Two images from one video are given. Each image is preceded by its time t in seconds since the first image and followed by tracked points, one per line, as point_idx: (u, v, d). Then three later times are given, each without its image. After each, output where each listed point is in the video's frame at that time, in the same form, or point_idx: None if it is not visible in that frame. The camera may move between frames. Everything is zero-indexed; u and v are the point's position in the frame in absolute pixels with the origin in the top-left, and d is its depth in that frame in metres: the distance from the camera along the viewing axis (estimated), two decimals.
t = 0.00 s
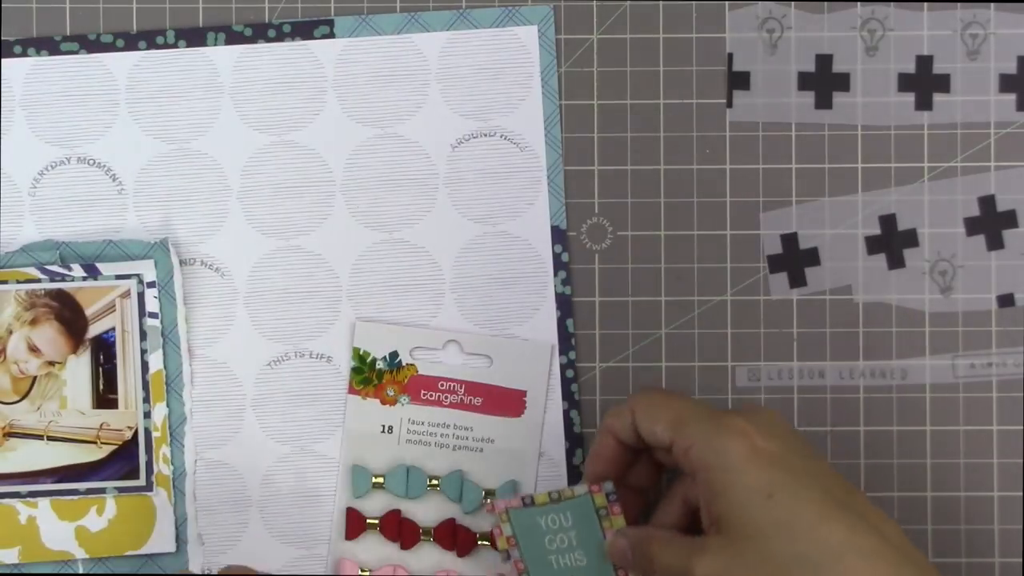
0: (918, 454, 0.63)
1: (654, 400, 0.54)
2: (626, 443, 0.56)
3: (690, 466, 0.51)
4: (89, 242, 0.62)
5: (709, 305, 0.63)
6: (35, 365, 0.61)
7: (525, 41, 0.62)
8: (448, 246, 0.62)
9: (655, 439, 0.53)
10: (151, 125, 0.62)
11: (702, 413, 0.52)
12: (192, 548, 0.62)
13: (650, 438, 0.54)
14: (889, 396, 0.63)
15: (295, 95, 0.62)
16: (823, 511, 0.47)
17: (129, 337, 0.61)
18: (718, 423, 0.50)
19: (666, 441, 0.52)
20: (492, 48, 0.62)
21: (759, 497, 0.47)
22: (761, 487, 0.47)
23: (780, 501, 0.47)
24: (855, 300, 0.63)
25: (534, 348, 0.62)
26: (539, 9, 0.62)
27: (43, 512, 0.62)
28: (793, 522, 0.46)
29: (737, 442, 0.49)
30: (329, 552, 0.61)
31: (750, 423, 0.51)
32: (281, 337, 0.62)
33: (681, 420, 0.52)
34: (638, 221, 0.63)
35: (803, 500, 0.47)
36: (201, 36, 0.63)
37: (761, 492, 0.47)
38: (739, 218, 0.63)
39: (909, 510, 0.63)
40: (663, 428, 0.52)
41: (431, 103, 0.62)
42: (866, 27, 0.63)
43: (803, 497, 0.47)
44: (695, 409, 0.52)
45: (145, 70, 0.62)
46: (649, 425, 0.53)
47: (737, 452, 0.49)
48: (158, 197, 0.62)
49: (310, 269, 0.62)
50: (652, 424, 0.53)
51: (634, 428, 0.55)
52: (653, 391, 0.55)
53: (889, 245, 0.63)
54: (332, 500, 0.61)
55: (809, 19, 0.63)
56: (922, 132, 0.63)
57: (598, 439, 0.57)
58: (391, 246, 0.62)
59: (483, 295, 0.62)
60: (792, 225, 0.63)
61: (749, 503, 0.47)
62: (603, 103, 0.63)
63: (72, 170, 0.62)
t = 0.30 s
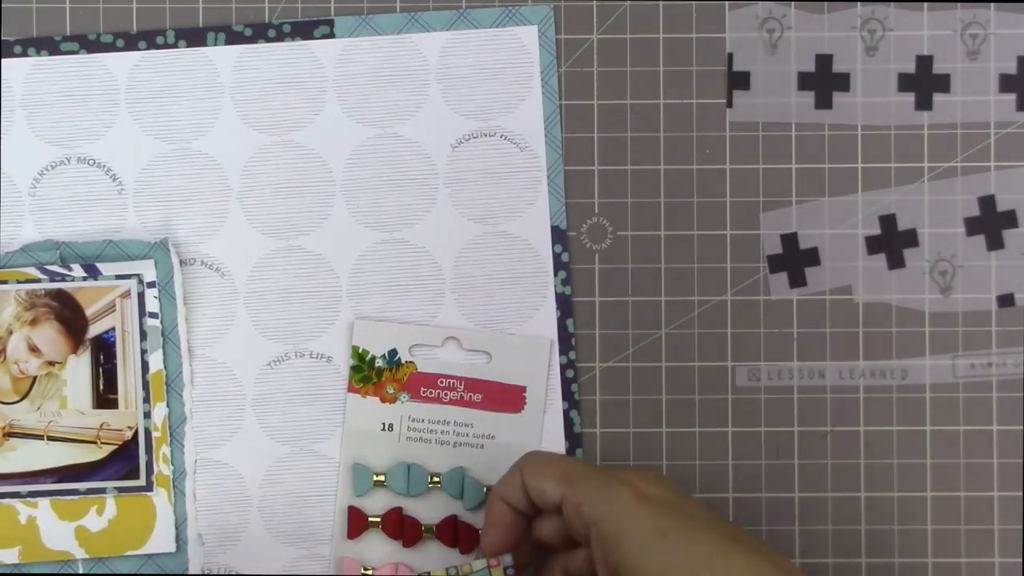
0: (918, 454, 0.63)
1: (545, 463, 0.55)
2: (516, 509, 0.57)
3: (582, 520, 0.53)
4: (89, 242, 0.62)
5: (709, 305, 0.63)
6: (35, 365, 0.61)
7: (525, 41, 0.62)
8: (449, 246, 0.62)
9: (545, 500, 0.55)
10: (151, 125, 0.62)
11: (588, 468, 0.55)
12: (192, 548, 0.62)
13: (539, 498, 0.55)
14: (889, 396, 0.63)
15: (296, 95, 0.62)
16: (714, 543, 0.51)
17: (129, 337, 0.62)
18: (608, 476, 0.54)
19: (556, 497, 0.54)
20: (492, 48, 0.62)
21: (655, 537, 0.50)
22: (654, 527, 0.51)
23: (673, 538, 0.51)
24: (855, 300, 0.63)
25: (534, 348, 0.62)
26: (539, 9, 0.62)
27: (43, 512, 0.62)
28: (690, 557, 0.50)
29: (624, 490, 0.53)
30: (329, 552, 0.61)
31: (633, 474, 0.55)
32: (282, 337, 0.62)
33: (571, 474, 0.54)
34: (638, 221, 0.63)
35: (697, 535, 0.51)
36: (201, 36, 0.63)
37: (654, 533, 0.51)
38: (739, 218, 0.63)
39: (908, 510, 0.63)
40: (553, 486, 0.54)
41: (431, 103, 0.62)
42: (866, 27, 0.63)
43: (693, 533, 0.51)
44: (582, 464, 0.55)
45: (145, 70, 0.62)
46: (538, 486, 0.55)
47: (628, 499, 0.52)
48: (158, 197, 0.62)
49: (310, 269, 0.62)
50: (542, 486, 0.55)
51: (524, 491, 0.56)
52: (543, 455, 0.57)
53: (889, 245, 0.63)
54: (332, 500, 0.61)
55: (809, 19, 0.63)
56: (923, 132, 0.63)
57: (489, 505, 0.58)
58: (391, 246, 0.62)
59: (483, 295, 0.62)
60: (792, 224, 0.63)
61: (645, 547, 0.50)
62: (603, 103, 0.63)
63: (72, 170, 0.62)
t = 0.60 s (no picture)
0: (918, 454, 0.63)
1: (571, 454, 0.54)
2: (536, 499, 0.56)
3: (605, 519, 0.53)
4: (89, 242, 0.62)
5: (709, 306, 0.63)
6: (35, 365, 0.61)
7: (525, 41, 0.62)
8: (449, 246, 0.62)
9: (567, 496, 0.54)
10: (151, 125, 0.62)
11: (617, 467, 0.53)
12: (192, 548, 0.62)
13: (561, 493, 0.54)
14: (889, 396, 0.63)
15: (296, 95, 0.62)
16: (737, 555, 0.50)
17: (129, 337, 0.62)
18: (634, 478, 0.52)
19: (580, 496, 0.53)
20: (492, 48, 0.62)
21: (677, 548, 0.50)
22: (677, 541, 0.50)
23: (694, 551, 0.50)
24: (855, 300, 0.63)
25: (534, 348, 0.62)
26: (539, 9, 0.62)
27: (43, 512, 0.62)
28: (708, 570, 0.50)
29: (652, 496, 0.52)
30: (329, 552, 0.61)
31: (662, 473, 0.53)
32: (282, 337, 0.62)
33: (596, 475, 0.53)
34: (639, 221, 0.63)
35: (722, 543, 0.51)
36: (201, 36, 0.63)
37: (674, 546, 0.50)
38: (739, 218, 0.63)
39: (908, 510, 0.63)
40: (576, 484, 0.53)
41: (431, 103, 0.62)
42: (866, 27, 0.63)
43: (717, 545, 0.50)
44: (608, 464, 0.54)
45: (145, 70, 0.62)
46: (560, 483, 0.54)
47: (652, 508, 0.51)
48: (158, 197, 0.62)
49: (310, 269, 0.62)
50: (562, 479, 0.54)
51: (546, 485, 0.55)
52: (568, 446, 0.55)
53: (889, 245, 0.63)
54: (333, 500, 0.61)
55: (809, 19, 0.63)
56: (922, 132, 0.63)
57: (506, 493, 0.56)
58: (391, 246, 0.62)
59: (483, 296, 0.62)
60: (792, 225, 0.63)
61: (663, 556, 0.50)
62: (603, 103, 0.63)
63: (72, 170, 0.62)
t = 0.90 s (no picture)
0: (918, 454, 0.63)
1: (598, 432, 0.54)
2: (559, 479, 0.56)
3: (629, 500, 0.52)
4: (89, 242, 0.62)
5: (709, 306, 0.63)
6: (35, 365, 0.61)
7: (525, 41, 0.62)
8: (448, 246, 0.62)
9: (590, 474, 0.54)
10: (151, 125, 0.62)
11: (643, 447, 0.53)
12: (192, 548, 0.62)
13: (585, 472, 0.54)
14: (889, 396, 0.63)
15: (296, 95, 0.62)
16: (760, 542, 0.49)
17: (129, 337, 0.62)
18: (659, 457, 0.52)
19: (605, 475, 0.53)
20: (492, 48, 0.62)
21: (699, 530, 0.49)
22: (701, 525, 0.49)
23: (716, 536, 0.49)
24: (855, 300, 0.63)
25: (534, 349, 0.62)
26: (539, 9, 0.62)
27: (43, 512, 0.62)
28: (729, 555, 0.49)
29: (679, 477, 0.51)
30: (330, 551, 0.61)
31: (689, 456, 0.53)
32: (282, 337, 0.62)
33: (622, 453, 0.53)
34: (639, 222, 0.63)
35: (744, 531, 0.49)
36: (201, 36, 0.63)
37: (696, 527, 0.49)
38: (739, 218, 0.63)
39: (908, 510, 0.63)
40: (602, 462, 0.53)
41: (431, 103, 0.62)
42: (866, 27, 0.63)
43: (741, 531, 0.49)
44: (636, 444, 0.53)
45: (144, 70, 0.62)
46: (585, 460, 0.54)
47: (677, 488, 0.50)
48: (158, 197, 0.62)
49: (310, 269, 0.62)
50: (588, 457, 0.54)
51: (570, 464, 0.55)
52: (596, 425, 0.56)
53: (889, 245, 0.63)
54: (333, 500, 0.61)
55: (809, 19, 0.63)
56: (922, 132, 0.63)
57: (529, 474, 0.57)
58: (391, 246, 0.62)
59: (483, 296, 0.62)
60: (792, 225, 0.63)
61: (685, 540, 0.49)
62: (603, 103, 0.63)
63: (72, 170, 0.62)
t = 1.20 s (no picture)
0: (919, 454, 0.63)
1: (681, 259, 0.49)
2: (629, 301, 0.52)
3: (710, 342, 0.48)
4: (89, 242, 0.62)
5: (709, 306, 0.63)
6: (35, 365, 0.61)
7: (525, 41, 0.62)
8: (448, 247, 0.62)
9: (669, 299, 0.50)
10: (151, 125, 0.62)
11: (730, 274, 0.48)
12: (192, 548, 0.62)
13: (665, 298, 0.50)
14: (889, 396, 0.63)
15: (296, 94, 0.62)
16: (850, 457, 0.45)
17: (129, 337, 0.62)
18: (747, 288, 0.47)
19: (687, 302, 0.48)
20: (492, 48, 0.62)
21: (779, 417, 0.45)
22: (786, 374, 0.45)
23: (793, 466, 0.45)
24: (855, 300, 0.63)
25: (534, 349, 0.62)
26: (538, 9, 0.62)
27: (43, 512, 0.62)
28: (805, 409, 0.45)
29: (767, 314, 0.46)
30: (329, 551, 0.61)
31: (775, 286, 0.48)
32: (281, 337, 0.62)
33: (707, 278, 0.48)
34: (639, 221, 0.63)
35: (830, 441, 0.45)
36: (201, 36, 0.63)
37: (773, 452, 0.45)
38: (739, 218, 0.63)
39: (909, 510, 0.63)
40: (684, 289, 0.48)
41: (431, 103, 0.62)
42: (866, 27, 0.63)
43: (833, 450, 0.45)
44: (723, 272, 0.48)
45: (144, 70, 0.62)
46: (668, 284, 0.49)
47: (761, 324, 0.46)
48: (158, 197, 0.62)
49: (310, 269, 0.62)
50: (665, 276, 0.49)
51: (647, 286, 0.51)
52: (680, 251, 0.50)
53: (889, 245, 0.63)
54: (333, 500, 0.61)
55: (809, 19, 0.63)
56: (922, 132, 0.63)
57: (597, 293, 0.53)
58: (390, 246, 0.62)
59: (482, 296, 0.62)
60: (792, 224, 0.63)
61: (768, 397, 0.45)
62: (603, 103, 0.63)
63: (72, 170, 0.62)
